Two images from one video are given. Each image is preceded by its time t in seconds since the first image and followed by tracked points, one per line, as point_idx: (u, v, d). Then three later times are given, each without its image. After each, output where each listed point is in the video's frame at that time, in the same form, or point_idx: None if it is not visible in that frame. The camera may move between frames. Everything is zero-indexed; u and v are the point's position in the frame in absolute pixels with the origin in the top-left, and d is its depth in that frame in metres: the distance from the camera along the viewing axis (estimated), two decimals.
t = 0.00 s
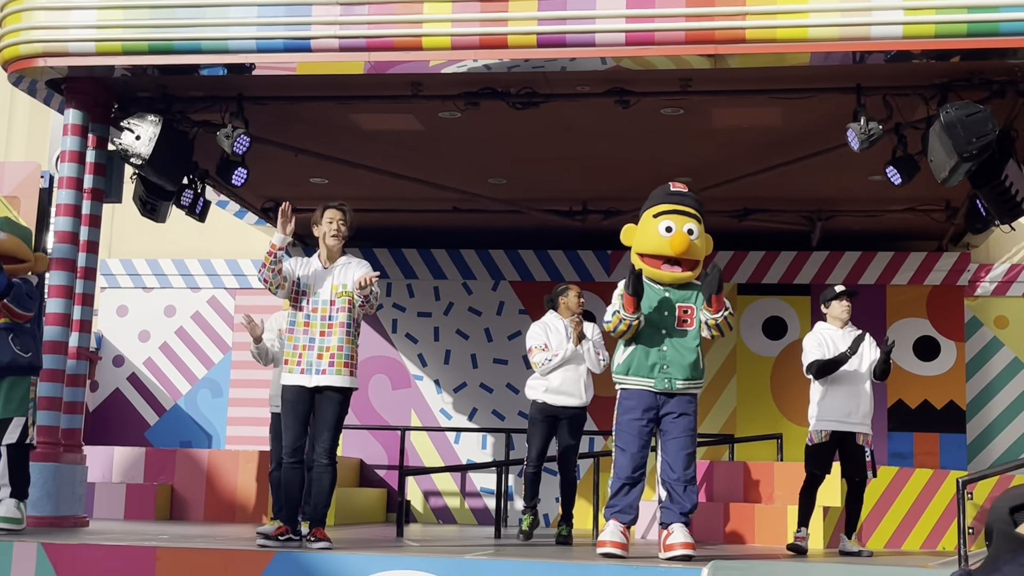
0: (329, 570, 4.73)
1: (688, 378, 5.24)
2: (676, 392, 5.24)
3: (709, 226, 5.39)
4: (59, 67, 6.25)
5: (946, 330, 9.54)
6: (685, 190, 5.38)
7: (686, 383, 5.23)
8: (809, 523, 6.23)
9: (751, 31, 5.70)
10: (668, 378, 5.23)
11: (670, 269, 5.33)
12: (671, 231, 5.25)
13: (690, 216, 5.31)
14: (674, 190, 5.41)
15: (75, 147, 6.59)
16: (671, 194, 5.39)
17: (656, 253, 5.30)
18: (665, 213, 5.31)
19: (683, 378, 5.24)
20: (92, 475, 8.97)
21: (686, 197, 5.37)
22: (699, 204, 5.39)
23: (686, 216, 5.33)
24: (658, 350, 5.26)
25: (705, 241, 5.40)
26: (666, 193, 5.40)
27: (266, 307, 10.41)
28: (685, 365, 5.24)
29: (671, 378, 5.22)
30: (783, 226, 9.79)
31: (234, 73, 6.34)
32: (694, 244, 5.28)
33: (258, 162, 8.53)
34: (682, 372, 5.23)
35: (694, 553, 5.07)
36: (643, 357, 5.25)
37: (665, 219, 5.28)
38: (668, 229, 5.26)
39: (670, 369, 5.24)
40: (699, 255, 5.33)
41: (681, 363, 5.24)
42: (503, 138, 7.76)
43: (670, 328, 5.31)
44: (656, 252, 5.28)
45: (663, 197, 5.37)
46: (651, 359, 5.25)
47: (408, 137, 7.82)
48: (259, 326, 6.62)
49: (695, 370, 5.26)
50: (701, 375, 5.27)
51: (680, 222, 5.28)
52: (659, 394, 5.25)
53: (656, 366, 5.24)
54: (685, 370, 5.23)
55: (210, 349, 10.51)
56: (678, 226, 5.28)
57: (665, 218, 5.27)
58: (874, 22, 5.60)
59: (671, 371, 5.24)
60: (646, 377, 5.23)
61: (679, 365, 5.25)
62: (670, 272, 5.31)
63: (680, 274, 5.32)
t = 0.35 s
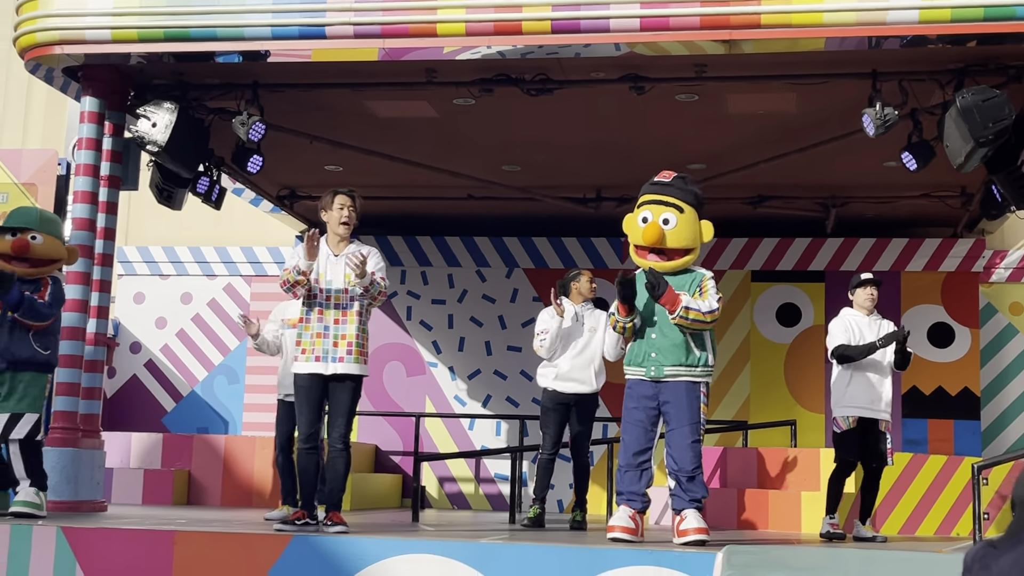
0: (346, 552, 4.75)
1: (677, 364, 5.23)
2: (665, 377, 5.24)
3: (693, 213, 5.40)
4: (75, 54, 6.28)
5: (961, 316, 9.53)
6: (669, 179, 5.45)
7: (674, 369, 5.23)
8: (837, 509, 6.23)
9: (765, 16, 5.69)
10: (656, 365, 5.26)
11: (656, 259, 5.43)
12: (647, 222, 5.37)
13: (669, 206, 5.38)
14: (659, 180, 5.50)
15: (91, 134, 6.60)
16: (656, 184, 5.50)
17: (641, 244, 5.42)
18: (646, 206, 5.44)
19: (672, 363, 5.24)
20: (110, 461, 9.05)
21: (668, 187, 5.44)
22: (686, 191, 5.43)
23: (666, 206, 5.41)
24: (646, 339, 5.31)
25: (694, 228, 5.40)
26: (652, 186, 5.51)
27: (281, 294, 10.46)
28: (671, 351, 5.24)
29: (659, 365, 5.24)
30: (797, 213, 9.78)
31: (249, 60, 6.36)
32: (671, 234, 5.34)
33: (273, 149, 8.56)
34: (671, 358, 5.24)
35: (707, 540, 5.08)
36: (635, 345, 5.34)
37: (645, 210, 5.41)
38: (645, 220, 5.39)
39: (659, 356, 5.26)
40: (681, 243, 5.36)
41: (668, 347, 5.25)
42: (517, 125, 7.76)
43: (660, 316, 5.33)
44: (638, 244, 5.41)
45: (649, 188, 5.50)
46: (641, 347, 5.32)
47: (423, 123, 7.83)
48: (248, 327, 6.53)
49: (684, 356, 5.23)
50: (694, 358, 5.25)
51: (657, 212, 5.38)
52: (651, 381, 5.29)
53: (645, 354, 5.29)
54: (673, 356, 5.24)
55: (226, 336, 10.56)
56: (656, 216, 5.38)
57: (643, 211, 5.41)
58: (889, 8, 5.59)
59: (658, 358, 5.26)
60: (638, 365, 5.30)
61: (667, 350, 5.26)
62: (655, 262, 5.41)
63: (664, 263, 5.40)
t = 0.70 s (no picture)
0: (367, 539, 4.78)
1: (681, 356, 5.22)
2: (668, 369, 5.24)
3: (693, 201, 5.39)
4: (95, 43, 6.31)
5: (981, 302, 9.47)
6: (664, 168, 5.46)
7: (678, 361, 5.22)
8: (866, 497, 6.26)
9: (784, 1, 5.66)
10: (660, 356, 5.26)
11: (661, 251, 5.42)
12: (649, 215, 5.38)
13: (667, 197, 5.38)
14: (655, 171, 5.51)
15: (111, 123, 6.64)
16: (652, 176, 5.51)
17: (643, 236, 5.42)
18: (646, 199, 5.45)
19: (676, 355, 5.23)
20: (131, 447, 9.10)
21: (664, 177, 5.46)
22: (683, 180, 5.44)
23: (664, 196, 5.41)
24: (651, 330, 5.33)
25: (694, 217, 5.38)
26: (649, 178, 5.52)
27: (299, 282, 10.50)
28: (676, 342, 5.23)
29: (662, 357, 5.25)
30: (815, 199, 9.74)
31: (268, 48, 6.37)
32: (671, 224, 5.33)
33: (291, 137, 8.59)
34: (675, 349, 5.23)
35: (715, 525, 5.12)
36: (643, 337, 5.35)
37: (645, 203, 5.42)
38: (646, 212, 5.39)
39: (663, 348, 5.26)
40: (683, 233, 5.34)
41: (673, 341, 5.24)
42: (534, 111, 7.76)
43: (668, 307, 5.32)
44: (641, 238, 5.41)
45: (648, 179, 5.51)
46: (647, 337, 5.33)
47: (440, 110, 7.83)
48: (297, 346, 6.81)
49: (688, 346, 5.21)
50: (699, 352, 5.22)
51: (657, 204, 5.38)
52: (656, 371, 5.29)
53: (650, 344, 5.30)
54: (677, 347, 5.23)
55: (245, 324, 10.62)
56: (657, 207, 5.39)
57: (644, 204, 5.41)
58: None
59: (662, 350, 5.26)
60: (642, 356, 5.32)
61: (672, 341, 5.25)
62: (661, 254, 5.41)
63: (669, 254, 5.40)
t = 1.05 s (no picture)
0: (379, 529, 4.80)
1: (724, 313, 5.21)
2: (716, 330, 5.21)
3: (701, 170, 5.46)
4: (105, 33, 6.31)
5: (994, 290, 9.45)
6: (670, 141, 5.50)
7: (722, 319, 5.20)
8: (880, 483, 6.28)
9: None
10: (705, 322, 5.22)
11: (671, 223, 5.42)
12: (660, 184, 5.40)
13: (679, 166, 5.43)
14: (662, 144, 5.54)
15: (122, 113, 6.65)
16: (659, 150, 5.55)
17: (654, 208, 5.42)
18: (654, 169, 5.47)
19: (719, 314, 5.21)
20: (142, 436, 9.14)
21: (672, 148, 5.50)
22: (690, 150, 5.49)
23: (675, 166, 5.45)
24: (685, 299, 5.28)
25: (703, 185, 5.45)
26: (656, 149, 5.54)
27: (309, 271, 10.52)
28: (714, 302, 5.23)
29: (706, 321, 5.21)
30: (826, 186, 9.71)
31: (277, 38, 6.37)
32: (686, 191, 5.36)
33: (300, 126, 8.59)
34: (715, 310, 5.22)
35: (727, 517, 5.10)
36: (677, 310, 5.29)
37: (654, 173, 5.44)
38: (657, 183, 5.41)
39: (703, 314, 5.23)
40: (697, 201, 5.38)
41: (707, 303, 5.24)
42: (543, 100, 7.75)
43: (693, 275, 5.32)
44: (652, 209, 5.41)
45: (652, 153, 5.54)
46: (683, 308, 5.27)
47: (449, 99, 7.82)
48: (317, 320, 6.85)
49: (726, 304, 5.23)
50: (734, 305, 5.25)
51: (670, 173, 5.42)
52: (700, 340, 5.24)
53: (687, 314, 5.26)
54: (717, 307, 5.23)
55: (255, 313, 10.64)
56: (668, 177, 5.42)
57: (654, 174, 5.44)
58: None
59: (704, 315, 5.22)
60: (684, 329, 5.26)
61: (708, 305, 5.24)
62: (672, 225, 5.40)
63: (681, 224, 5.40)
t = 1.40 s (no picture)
0: (374, 522, 4.80)
1: (711, 313, 5.21)
2: (699, 327, 5.23)
3: (712, 159, 5.41)
4: (99, 27, 6.29)
5: (990, 283, 9.44)
6: (680, 131, 5.44)
7: (708, 319, 5.21)
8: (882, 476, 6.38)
9: None
10: (689, 316, 5.23)
11: (686, 214, 5.37)
12: (673, 176, 5.33)
13: (692, 156, 5.37)
14: (670, 134, 5.49)
15: (116, 106, 6.61)
16: (667, 140, 5.49)
17: (666, 202, 5.37)
18: (666, 162, 5.40)
19: (708, 312, 5.21)
20: (139, 430, 9.14)
21: (685, 138, 5.42)
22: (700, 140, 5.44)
23: (687, 157, 5.40)
24: (677, 288, 5.27)
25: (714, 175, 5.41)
26: (664, 141, 5.49)
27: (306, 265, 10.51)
28: (707, 300, 5.22)
29: (692, 316, 5.21)
30: (823, 179, 9.70)
31: (272, 31, 6.36)
32: (698, 181, 5.30)
33: (296, 119, 8.58)
34: (705, 307, 5.21)
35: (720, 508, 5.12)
36: (668, 295, 5.28)
37: (668, 166, 5.36)
38: (670, 175, 5.33)
39: (692, 308, 5.23)
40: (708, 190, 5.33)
41: (700, 300, 5.23)
42: (539, 93, 7.74)
43: (691, 269, 5.30)
44: (666, 201, 5.35)
45: (663, 145, 5.47)
46: (673, 298, 5.27)
47: (446, 92, 7.81)
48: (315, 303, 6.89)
49: (717, 305, 5.22)
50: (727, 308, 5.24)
51: (681, 165, 5.36)
52: (682, 331, 5.26)
53: (677, 304, 5.25)
54: (706, 305, 5.21)
55: (252, 307, 10.63)
56: (680, 170, 5.35)
57: (668, 166, 5.35)
58: None
59: (693, 309, 5.23)
60: (668, 316, 5.27)
61: (700, 300, 5.23)
62: (685, 217, 5.35)
63: (694, 216, 5.35)
